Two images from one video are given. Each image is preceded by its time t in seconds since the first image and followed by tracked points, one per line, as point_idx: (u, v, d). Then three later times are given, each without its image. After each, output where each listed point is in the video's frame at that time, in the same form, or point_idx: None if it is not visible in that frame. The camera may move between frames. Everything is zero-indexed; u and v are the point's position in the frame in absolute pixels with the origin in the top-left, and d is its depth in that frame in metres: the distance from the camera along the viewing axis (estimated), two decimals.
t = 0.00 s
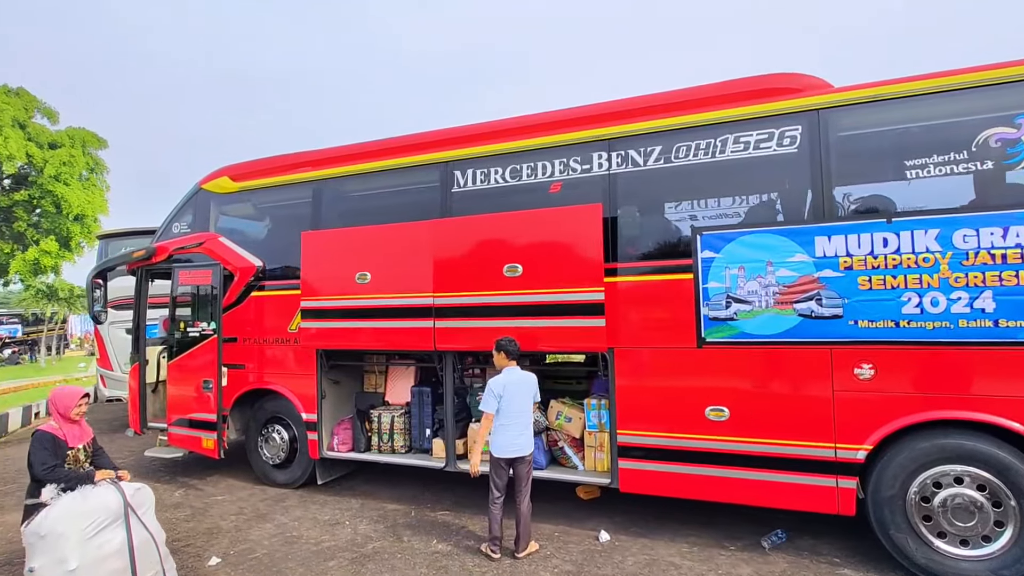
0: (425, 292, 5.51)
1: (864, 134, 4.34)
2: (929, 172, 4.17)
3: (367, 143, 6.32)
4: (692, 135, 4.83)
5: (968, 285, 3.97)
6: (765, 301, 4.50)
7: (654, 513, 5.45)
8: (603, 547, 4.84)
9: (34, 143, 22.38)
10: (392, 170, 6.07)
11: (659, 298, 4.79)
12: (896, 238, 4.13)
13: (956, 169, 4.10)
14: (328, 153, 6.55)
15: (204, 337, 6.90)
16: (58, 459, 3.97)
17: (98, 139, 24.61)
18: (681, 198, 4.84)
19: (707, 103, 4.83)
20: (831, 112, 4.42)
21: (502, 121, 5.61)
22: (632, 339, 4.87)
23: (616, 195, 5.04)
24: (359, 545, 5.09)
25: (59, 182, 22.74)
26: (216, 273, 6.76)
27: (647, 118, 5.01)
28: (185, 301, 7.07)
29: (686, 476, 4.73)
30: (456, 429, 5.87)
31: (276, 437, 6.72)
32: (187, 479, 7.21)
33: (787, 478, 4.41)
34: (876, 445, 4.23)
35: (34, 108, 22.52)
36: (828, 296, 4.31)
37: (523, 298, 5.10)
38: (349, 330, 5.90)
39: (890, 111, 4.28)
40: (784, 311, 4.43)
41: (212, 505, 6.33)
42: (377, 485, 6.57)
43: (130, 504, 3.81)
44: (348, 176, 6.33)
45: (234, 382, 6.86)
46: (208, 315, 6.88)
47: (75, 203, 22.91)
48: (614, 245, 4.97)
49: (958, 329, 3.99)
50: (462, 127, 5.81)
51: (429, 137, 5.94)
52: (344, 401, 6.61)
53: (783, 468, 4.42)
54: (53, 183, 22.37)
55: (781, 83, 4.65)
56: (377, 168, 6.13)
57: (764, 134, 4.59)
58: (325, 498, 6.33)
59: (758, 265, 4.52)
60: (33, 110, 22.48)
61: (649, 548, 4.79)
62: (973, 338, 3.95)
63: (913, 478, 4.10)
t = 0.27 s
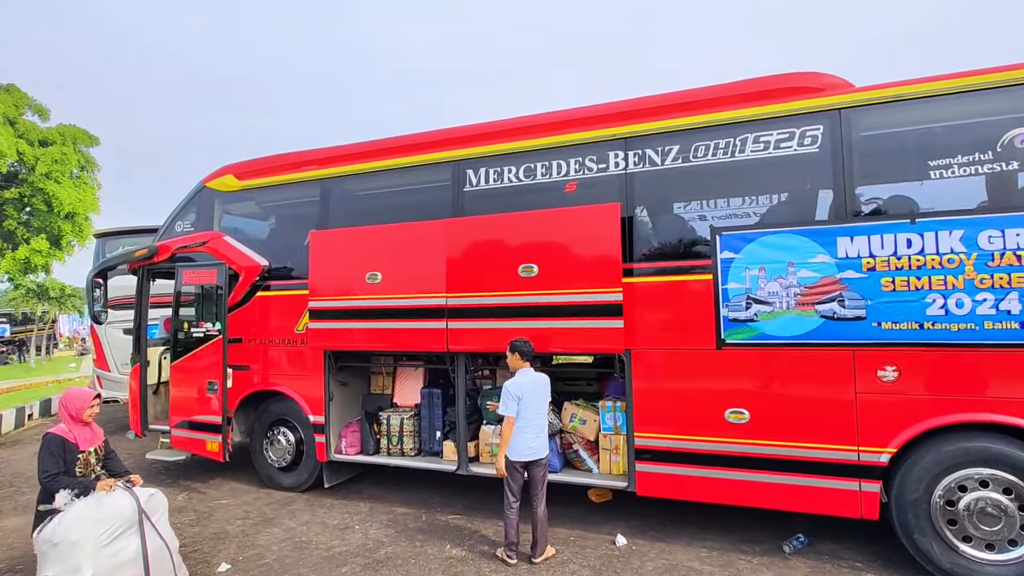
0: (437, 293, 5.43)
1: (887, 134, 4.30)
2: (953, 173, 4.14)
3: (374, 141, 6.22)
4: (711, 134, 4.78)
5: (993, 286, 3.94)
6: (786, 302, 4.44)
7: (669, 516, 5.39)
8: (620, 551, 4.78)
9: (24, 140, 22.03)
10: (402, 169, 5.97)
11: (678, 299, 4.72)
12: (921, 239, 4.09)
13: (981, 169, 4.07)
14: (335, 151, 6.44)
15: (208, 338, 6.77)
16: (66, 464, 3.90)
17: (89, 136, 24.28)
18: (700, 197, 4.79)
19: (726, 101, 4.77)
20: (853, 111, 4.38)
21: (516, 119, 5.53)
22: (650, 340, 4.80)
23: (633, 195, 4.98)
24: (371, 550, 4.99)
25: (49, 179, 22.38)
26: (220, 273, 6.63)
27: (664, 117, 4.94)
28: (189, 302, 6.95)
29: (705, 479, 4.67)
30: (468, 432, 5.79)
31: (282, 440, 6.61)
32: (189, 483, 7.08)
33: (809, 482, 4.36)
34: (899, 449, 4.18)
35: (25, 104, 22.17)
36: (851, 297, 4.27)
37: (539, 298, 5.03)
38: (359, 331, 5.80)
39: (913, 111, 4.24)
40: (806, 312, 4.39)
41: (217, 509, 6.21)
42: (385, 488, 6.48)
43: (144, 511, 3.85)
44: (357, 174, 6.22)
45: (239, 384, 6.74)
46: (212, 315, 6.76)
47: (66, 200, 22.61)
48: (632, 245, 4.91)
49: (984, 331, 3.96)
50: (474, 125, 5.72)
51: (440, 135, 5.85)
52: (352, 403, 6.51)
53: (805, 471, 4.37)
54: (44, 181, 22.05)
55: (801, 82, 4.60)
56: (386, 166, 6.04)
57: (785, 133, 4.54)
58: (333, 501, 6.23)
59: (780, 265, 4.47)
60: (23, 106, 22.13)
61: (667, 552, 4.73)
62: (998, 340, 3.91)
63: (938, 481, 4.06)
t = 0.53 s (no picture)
0: (452, 293, 5.34)
1: (912, 135, 4.25)
2: (979, 174, 4.10)
3: (385, 139, 6.12)
4: (732, 133, 4.72)
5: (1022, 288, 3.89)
6: (809, 304, 4.38)
7: (685, 521, 5.31)
8: (638, 556, 4.69)
9: (17, 138, 21.74)
10: (414, 167, 5.88)
11: (699, 300, 4.65)
12: (948, 240, 4.04)
13: (1008, 170, 4.03)
14: (344, 149, 6.34)
15: (213, 338, 6.63)
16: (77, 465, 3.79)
17: (83, 135, 23.98)
18: (720, 198, 4.73)
19: (746, 101, 4.71)
20: (878, 111, 4.33)
21: (531, 117, 5.46)
22: (670, 342, 4.73)
23: (653, 194, 4.91)
24: (383, 556, 4.87)
25: (42, 177, 22.10)
26: (226, 272, 6.50)
27: (684, 116, 4.88)
28: (193, 302, 6.81)
29: (726, 483, 4.59)
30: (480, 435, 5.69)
31: (288, 442, 6.47)
32: (192, 486, 6.92)
33: (833, 486, 4.29)
34: (925, 453, 4.12)
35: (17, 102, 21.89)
36: (876, 298, 4.21)
37: (557, 299, 4.95)
38: (369, 332, 5.70)
39: (939, 111, 4.20)
40: (830, 314, 4.33)
41: (221, 514, 6.06)
42: (394, 492, 6.37)
43: (155, 517, 3.77)
44: (367, 172, 6.12)
45: (245, 385, 6.61)
46: (217, 315, 6.62)
47: (59, 199, 22.34)
48: (651, 245, 4.84)
49: (1012, 334, 3.90)
50: (488, 124, 5.64)
51: (453, 133, 5.76)
52: (360, 405, 6.39)
53: (828, 475, 4.30)
54: (37, 180, 21.77)
55: (824, 81, 4.55)
56: (397, 164, 5.94)
57: (808, 133, 4.49)
58: (340, 506, 6.11)
59: (803, 266, 4.41)
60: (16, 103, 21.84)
61: (687, 558, 4.65)
62: None
63: (965, 486, 4.00)
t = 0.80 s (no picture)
0: (467, 293, 5.24)
1: (941, 135, 4.18)
2: (1011, 175, 4.03)
3: (396, 136, 6.01)
4: (755, 132, 4.64)
5: None
6: (835, 306, 4.30)
7: (702, 527, 5.22)
8: (658, 563, 4.58)
9: (10, 135, 21.44)
10: (427, 164, 5.76)
11: (721, 301, 4.56)
12: (979, 241, 3.96)
13: None
14: (354, 146, 6.22)
15: (218, 338, 6.49)
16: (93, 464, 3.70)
17: (77, 132, 23.69)
18: (743, 198, 4.65)
19: (770, 99, 4.63)
20: (906, 110, 4.25)
21: (548, 115, 5.36)
22: (691, 344, 4.63)
23: (674, 194, 4.82)
24: (396, 563, 4.75)
25: (35, 175, 21.80)
26: (232, 270, 6.37)
27: (706, 114, 4.79)
28: (198, 301, 6.66)
29: (748, 489, 4.50)
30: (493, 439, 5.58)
31: (294, 445, 6.33)
32: (194, 490, 6.76)
33: (859, 492, 4.21)
34: (955, 459, 4.04)
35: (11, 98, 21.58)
36: (905, 301, 4.13)
37: (575, 300, 4.86)
38: (381, 332, 5.59)
39: (969, 110, 4.12)
40: (856, 317, 4.24)
41: (226, 518, 5.91)
42: (402, 497, 6.24)
43: (161, 522, 3.62)
44: (378, 170, 6.00)
45: (250, 386, 6.48)
46: (223, 315, 6.48)
47: (53, 197, 22.05)
48: (673, 246, 4.75)
49: None
50: (504, 121, 5.53)
51: (467, 130, 5.65)
52: (369, 407, 6.27)
53: (855, 481, 4.22)
54: (31, 177, 21.48)
55: (850, 80, 4.47)
56: (409, 161, 5.83)
57: (834, 132, 4.42)
58: (348, 511, 5.97)
59: (829, 268, 4.33)
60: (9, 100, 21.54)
61: (708, 565, 4.55)
62: None
63: (996, 493, 3.92)
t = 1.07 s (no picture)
0: (480, 293, 5.15)
1: (966, 134, 4.13)
2: None
3: (405, 133, 5.90)
4: (776, 131, 4.57)
5: None
6: (859, 308, 4.24)
7: (719, 531, 5.16)
8: (677, 569, 4.49)
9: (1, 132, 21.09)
10: (438, 163, 5.66)
11: (742, 302, 4.49)
12: (1006, 242, 3.91)
13: None
14: (363, 143, 6.10)
15: (222, 339, 6.36)
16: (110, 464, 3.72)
17: (69, 131, 23.35)
18: (763, 198, 4.59)
19: (791, 98, 4.56)
20: (931, 109, 4.20)
21: (562, 113, 5.27)
22: (711, 346, 4.56)
23: (693, 193, 4.75)
24: (409, 570, 4.64)
25: (26, 173, 21.48)
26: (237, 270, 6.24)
27: (726, 112, 4.72)
28: (202, 301, 6.52)
29: (769, 493, 4.43)
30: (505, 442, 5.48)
31: (300, 448, 6.21)
32: (196, 494, 6.61)
33: (883, 497, 4.15)
34: (981, 463, 3.99)
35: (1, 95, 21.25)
36: (930, 302, 4.07)
37: (593, 301, 4.78)
38: (392, 333, 5.48)
39: (994, 110, 4.07)
40: (881, 318, 4.19)
41: (231, 523, 5.78)
42: (412, 501, 6.13)
43: (161, 525, 3.53)
44: (387, 168, 5.89)
45: (256, 388, 6.34)
46: (228, 315, 6.35)
47: (45, 195, 21.74)
48: (692, 246, 4.68)
49: None
50: (517, 119, 5.44)
51: (480, 127, 5.55)
52: (377, 410, 6.16)
53: (879, 485, 4.16)
54: (22, 176, 21.15)
55: (872, 78, 4.41)
56: (420, 159, 5.72)
57: (857, 132, 4.36)
58: (356, 515, 5.86)
59: (852, 269, 4.26)
60: None
61: (728, 570, 4.47)
62: None
63: None
